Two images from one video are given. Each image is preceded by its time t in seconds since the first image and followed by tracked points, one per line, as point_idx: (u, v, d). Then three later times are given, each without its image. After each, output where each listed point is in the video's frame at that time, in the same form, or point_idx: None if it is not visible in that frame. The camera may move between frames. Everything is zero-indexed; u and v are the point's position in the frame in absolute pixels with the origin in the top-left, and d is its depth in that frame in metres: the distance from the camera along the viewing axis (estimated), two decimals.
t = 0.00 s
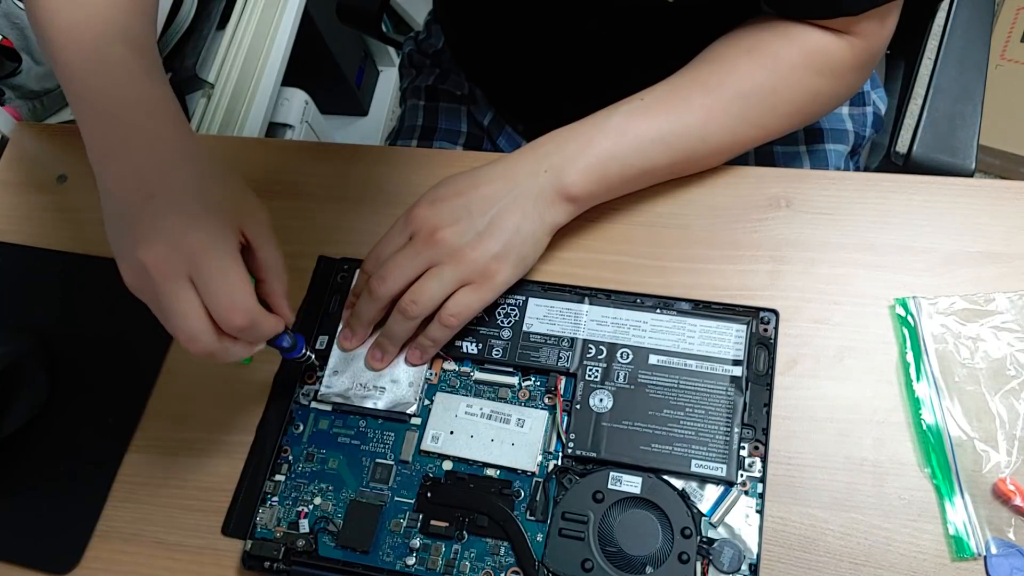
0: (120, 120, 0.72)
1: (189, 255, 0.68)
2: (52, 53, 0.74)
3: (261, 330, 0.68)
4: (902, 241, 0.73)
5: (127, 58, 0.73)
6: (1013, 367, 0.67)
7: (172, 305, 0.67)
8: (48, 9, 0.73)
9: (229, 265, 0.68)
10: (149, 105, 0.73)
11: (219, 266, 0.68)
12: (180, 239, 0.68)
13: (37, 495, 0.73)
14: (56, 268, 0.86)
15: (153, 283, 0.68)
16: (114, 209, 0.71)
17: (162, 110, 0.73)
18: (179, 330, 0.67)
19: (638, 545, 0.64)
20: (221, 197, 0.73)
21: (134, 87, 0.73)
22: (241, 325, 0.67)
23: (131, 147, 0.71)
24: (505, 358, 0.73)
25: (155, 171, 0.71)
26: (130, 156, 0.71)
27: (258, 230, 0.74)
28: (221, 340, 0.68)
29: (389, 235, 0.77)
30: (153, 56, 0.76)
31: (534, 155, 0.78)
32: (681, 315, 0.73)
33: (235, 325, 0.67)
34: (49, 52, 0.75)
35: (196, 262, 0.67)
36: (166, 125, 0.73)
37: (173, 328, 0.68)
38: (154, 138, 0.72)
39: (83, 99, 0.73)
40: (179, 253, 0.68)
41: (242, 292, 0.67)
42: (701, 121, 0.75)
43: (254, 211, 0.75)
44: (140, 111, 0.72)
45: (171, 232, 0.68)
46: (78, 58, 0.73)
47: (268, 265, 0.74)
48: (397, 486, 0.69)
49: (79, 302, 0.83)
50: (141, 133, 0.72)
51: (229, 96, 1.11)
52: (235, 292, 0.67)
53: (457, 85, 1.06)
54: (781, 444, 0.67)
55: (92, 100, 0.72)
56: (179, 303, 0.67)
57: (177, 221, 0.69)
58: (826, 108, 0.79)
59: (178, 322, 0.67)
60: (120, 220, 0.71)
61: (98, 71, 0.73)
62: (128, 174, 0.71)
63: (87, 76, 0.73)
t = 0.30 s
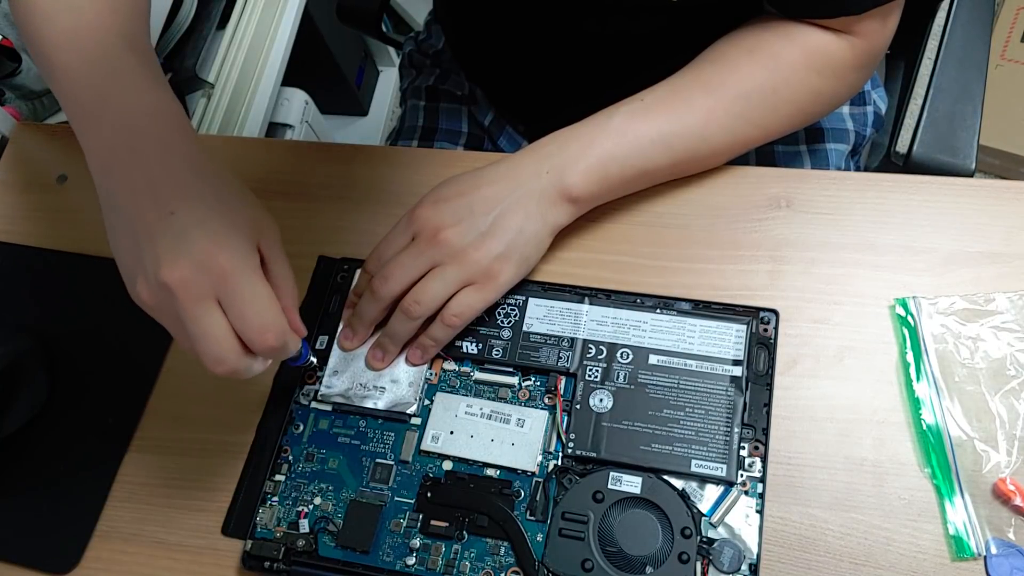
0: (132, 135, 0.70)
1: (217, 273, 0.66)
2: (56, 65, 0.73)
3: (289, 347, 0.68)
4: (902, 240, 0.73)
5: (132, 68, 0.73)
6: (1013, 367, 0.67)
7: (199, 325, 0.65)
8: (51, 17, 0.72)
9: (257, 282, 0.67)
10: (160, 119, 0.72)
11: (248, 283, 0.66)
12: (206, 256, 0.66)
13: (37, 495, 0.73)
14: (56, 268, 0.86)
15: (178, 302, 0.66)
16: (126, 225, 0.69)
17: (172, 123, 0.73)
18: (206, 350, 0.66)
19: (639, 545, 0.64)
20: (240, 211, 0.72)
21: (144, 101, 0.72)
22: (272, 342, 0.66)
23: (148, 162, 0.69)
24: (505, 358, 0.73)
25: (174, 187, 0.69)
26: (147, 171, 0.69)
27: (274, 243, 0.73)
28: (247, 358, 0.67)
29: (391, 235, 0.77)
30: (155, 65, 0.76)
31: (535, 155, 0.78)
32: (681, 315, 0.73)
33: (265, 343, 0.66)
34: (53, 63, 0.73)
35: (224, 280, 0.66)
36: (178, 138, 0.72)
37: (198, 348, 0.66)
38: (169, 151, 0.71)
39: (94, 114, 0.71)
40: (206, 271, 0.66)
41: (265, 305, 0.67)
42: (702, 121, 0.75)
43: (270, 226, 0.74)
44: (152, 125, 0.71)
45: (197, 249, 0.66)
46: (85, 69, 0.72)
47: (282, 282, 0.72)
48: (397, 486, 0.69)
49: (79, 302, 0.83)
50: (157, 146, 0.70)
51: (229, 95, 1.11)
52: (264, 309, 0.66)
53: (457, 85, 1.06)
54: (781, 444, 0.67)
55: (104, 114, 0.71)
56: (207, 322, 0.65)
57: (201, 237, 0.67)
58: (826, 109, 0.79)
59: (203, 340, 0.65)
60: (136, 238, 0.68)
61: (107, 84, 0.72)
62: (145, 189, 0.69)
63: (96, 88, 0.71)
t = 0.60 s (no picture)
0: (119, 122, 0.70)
1: (206, 259, 0.67)
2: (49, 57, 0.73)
3: (281, 330, 0.68)
4: (902, 240, 0.73)
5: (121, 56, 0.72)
6: (1013, 367, 0.67)
7: (190, 310, 0.66)
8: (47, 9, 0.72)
9: (246, 268, 0.68)
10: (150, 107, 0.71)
11: (237, 269, 0.67)
12: (196, 243, 0.67)
13: (37, 495, 0.73)
14: (56, 267, 0.86)
15: (169, 289, 0.66)
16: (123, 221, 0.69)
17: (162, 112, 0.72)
18: (198, 335, 0.66)
19: (639, 545, 0.64)
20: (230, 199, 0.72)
21: (134, 87, 0.71)
22: (261, 327, 0.67)
23: (139, 154, 0.69)
24: (505, 358, 0.73)
25: (163, 174, 0.69)
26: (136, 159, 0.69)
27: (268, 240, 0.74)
28: (239, 343, 0.67)
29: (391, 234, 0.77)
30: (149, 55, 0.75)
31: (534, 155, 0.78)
32: (681, 315, 0.73)
33: (254, 326, 0.67)
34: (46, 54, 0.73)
35: (215, 267, 0.67)
36: (168, 127, 0.72)
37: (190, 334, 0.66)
38: (158, 140, 0.70)
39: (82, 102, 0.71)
40: (195, 258, 0.67)
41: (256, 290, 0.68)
42: (702, 121, 0.75)
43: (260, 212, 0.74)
44: (142, 112, 0.71)
45: (186, 237, 0.67)
46: (75, 60, 0.71)
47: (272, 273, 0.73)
48: (397, 486, 0.69)
49: (79, 301, 0.83)
50: (145, 134, 0.70)
51: (230, 95, 1.11)
52: (253, 294, 0.67)
53: (457, 85, 1.06)
54: (781, 444, 0.67)
55: (92, 102, 0.70)
56: (198, 308, 0.66)
57: (192, 225, 0.68)
58: (826, 109, 0.79)
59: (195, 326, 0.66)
60: (130, 231, 0.68)
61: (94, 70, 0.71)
62: (135, 178, 0.68)
63: (83, 77, 0.71)
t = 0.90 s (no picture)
0: (135, 118, 0.70)
1: (226, 263, 0.66)
2: (52, 50, 0.72)
3: (289, 342, 0.69)
4: (902, 240, 0.73)
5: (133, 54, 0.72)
6: (1013, 367, 0.67)
7: (205, 312, 0.67)
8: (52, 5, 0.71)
9: (263, 275, 0.68)
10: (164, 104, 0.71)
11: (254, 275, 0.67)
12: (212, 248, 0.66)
13: (36, 495, 0.73)
14: (56, 267, 0.86)
15: (184, 289, 0.66)
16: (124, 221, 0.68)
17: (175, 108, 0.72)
18: (209, 335, 0.68)
19: (639, 545, 0.64)
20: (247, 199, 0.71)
21: (149, 86, 0.71)
22: (272, 337, 0.68)
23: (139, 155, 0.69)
24: (505, 358, 0.73)
25: (174, 170, 0.69)
26: (153, 156, 0.69)
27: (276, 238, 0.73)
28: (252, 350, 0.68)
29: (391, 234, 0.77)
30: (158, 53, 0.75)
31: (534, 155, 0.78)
32: (681, 315, 0.73)
33: (265, 335, 0.68)
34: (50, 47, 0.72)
35: (233, 272, 0.67)
36: (176, 121, 0.71)
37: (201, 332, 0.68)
38: (172, 139, 0.70)
39: (94, 97, 0.71)
40: (214, 261, 0.66)
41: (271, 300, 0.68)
42: (701, 121, 0.75)
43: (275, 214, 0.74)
44: (157, 110, 0.71)
45: (206, 239, 0.67)
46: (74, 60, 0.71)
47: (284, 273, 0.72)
48: (397, 486, 0.69)
49: (79, 301, 0.83)
50: (156, 129, 0.70)
51: (230, 95, 1.11)
52: (269, 303, 0.68)
53: (457, 85, 1.06)
54: (781, 444, 0.67)
55: (106, 96, 0.70)
56: (212, 310, 0.67)
57: (205, 227, 0.67)
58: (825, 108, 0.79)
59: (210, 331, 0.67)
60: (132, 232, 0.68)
61: (109, 65, 0.71)
62: (137, 181, 0.68)
63: (96, 72, 0.71)
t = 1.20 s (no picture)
0: (122, 133, 0.70)
1: (211, 279, 0.66)
2: (51, 50, 0.72)
3: (279, 358, 0.68)
4: (902, 240, 0.73)
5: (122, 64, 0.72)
6: (1013, 367, 0.67)
7: (194, 333, 0.66)
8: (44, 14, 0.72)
9: (250, 290, 0.67)
10: (153, 117, 0.72)
11: (243, 292, 0.67)
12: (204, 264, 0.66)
13: (37, 495, 0.73)
14: (57, 267, 0.86)
15: (173, 308, 0.66)
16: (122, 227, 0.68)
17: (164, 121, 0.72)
18: (201, 357, 0.66)
19: (639, 545, 0.64)
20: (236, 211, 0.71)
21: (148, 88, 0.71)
22: (260, 354, 0.67)
23: (140, 157, 0.69)
24: (505, 358, 0.73)
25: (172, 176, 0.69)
26: (139, 172, 0.68)
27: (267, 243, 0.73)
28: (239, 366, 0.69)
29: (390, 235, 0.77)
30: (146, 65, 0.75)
31: (534, 155, 0.78)
32: (681, 315, 0.73)
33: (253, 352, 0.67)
34: (43, 60, 0.73)
35: (219, 288, 0.66)
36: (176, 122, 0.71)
37: (194, 356, 0.66)
38: (159, 153, 0.70)
39: (82, 112, 0.71)
40: (201, 278, 0.66)
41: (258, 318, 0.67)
42: (701, 121, 0.75)
43: (265, 226, 0.74)
44: (144, 124, 0.70)
45: (192, 255, 0.66)
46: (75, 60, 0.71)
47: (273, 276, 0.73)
48: (397, 486, 0.69)
49: (80, 301, 0.83)
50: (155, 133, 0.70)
51: (230, 95, 1.11)
52: (255, 319, 0.67)
53: (457, 85, 1.06)
54: (781, 444, 0.67)
55: (98, 108, 0.70)
56: (202, 330, 0.66)
57: (197, 241, 0.67)
58: (826, 108, 0.79)
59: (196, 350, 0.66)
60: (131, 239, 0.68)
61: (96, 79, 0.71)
62: (137, 185, 0.68)
63: (83, 86, 0.71)
